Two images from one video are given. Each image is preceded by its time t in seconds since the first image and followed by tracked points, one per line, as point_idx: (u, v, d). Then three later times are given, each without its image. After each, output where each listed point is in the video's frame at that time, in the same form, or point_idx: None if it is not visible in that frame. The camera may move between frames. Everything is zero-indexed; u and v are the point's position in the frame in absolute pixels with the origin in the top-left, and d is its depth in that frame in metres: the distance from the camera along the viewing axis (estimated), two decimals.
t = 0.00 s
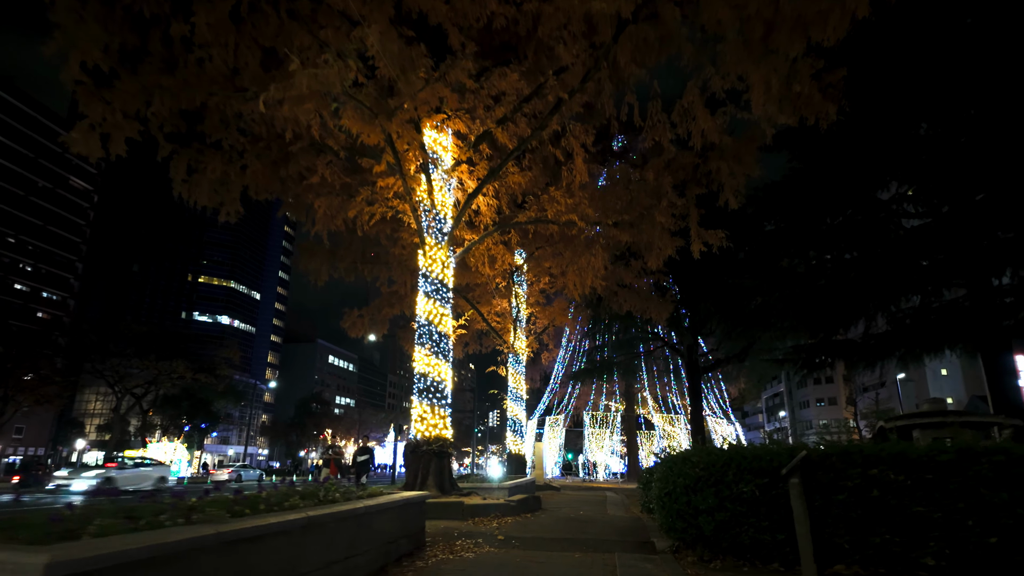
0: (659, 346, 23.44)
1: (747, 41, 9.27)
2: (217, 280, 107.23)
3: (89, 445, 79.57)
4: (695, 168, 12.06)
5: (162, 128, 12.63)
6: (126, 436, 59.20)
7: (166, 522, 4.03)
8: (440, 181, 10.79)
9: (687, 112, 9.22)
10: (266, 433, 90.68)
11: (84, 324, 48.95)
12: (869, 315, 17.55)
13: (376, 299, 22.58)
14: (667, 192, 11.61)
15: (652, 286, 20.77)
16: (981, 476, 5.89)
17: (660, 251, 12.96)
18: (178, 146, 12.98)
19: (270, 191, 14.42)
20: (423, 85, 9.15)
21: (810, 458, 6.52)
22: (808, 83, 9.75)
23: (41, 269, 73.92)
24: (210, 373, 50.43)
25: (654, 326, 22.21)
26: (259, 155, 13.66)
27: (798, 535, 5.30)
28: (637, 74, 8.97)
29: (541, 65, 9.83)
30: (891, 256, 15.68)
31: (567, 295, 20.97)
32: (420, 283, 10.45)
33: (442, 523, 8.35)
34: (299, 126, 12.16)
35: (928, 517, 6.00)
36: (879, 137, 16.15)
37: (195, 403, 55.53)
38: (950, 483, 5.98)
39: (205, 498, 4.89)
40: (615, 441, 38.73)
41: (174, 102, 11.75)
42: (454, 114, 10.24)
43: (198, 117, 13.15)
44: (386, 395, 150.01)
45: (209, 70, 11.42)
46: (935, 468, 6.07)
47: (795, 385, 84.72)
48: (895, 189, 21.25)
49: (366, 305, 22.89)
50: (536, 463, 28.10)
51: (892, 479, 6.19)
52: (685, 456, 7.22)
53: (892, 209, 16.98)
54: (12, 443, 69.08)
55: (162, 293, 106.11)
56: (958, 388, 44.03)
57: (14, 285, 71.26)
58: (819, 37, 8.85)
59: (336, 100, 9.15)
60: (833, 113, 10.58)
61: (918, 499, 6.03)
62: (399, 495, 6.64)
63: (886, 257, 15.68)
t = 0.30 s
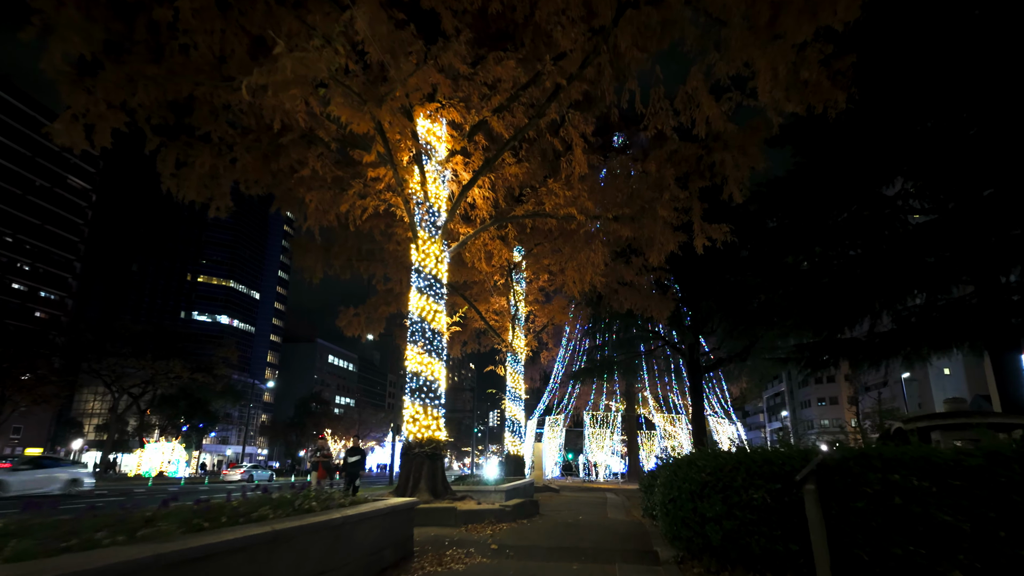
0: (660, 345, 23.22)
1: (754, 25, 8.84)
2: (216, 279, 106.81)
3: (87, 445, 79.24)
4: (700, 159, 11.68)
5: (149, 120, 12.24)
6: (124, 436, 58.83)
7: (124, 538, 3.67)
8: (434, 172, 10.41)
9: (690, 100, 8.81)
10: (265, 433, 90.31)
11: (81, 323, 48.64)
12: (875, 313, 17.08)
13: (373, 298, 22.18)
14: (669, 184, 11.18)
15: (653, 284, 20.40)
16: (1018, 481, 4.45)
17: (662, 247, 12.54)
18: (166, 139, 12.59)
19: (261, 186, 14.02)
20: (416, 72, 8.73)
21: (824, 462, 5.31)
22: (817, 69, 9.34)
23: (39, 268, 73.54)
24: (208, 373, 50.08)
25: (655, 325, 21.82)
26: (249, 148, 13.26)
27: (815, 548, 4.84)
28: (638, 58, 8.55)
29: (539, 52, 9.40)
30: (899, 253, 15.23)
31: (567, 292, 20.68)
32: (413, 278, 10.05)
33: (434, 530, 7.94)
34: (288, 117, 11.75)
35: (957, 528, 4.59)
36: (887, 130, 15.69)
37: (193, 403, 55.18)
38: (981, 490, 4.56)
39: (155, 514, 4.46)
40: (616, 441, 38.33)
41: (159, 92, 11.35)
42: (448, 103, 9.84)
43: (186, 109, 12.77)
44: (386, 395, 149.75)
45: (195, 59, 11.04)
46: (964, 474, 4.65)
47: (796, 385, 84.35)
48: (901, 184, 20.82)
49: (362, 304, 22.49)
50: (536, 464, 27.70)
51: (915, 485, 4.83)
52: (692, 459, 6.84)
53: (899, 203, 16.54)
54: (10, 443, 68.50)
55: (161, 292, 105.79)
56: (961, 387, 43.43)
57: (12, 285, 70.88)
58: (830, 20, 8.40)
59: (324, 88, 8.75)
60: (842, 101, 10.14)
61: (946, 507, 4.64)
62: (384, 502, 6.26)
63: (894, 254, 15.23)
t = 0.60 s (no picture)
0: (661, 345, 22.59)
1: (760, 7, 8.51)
2: (215, 279, 106.51)
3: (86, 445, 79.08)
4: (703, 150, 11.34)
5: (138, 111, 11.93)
6: (122, 437, 58.62)
7: (76, 544, 3.37)
8: (428, 162, 10.05)
9: (693, 85, 8.48)
10: (264, 433, 90.02)
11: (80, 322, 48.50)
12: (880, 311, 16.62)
13: (369, 295, 21.84)
14: (672, 175, 10.84)
15: (654, 281, 20.06)
16: None
17: (664, 240, 12.19)
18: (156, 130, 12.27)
19: (253, 179, 13.69)
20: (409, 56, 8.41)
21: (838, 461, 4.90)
22: (824, 54, 9.02)
23: (38, 267, 73.26)
24: (206, 372, 49.74)
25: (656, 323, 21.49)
26: (241, 139, 12.94)
27: (831, 555, 4.46)
28: (640, 41, 8.21)
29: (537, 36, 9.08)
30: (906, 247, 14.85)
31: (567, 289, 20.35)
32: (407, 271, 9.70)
33: (423, 533, 7.60)
34: (280, 106, 11.42)
35: (985, 532, 4.19)
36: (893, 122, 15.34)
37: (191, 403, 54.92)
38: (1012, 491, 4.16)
39: (110, 521, 4.14)
40: (616, 442, 37.99)
41: (148, 82, 11.04)
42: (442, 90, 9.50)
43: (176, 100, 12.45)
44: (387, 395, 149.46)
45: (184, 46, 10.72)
46: (993, 473, 4.25)
47: (797, 385, 83.97)
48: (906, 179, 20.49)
49: (358, 301, 22.18)
50: (535, 464, 27.34)
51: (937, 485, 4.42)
52: (696, 456, 6.52)
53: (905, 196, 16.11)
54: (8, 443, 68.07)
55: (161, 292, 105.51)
56: (963, 385, 41.65)
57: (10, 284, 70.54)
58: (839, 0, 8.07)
59: (314, 73, 8.43)
60: (850, 88, 9.79)
61: (972, 509, 4.24)
62: (367, 503, 5.92)
63: (901, 248, 14.86)
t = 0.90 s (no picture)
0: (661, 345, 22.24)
1: None
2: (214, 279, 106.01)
3: (84, 445, 78.70)
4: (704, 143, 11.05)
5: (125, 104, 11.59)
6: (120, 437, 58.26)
7: None
8: (419, 154, 9.70)
9: (695, 73, 8.15)
10: (263, 433, 89.70)
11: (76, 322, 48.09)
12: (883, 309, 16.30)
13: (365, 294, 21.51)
14: (672, 169, 10.53)
15: (654, 280, 19.73)
16: None
17: (664, 237, 11.86)
18: (145, 124, 11.93)
19: (244, 174, 13.36)
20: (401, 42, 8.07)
21: (851, 467, 4.54)
22: (830, 42, 8.71)
23: (35, 267, 72.70)
24: (203, 373, 49.31)
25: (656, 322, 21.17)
26: (231, 134, 12.61)
27: (846, 567, 4.13)
28: (641, 26, 7.87)
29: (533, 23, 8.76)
30: (912, 244, 14.51)
31: (566, 287, 20.02)
32: (397, 267, 9.34)
33: (411, 540, 7.29)
34: (268, 98, 11.07)
35: (1013, 543, 3.87)
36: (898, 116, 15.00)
37: (189, 403, 54.57)
38: None
39: (54, 535, 3.85)
40: (616, 443, 37.62)
41: (133, 73, 10.70)
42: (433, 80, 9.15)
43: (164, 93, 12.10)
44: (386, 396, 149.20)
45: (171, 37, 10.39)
46: (1020, 480, 3.94)
47: (798, 385, 83.62)
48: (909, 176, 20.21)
49: (354, 300, 21.83)
50: (533, 466, 26.98)
51: (960, 493, 4.08)
52: (699, 460, 6.18)
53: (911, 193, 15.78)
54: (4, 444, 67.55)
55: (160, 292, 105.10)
56: (967, 388, 42.35)
57: (7, 284, 70.02)
58: None
59: (301, 61, 8.08)
60: (856, 77, 9.48)
61: (1000, 519, 3.90)
62: (345, 510, 5.64)
63: (907, 245, 14.51)
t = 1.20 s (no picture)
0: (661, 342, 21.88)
1: None
2: (213, 278, 105.49)
3: (81, 446, 78.28)
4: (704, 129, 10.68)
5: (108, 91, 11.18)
6: (116, 437, 57.87)
7: None
8: (408, 138, 9.32)
9: (695, 51, 7.78)
10: (262, 433, 89.29)
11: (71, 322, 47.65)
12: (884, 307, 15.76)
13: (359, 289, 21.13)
14: (671, 155, 10.16)
15: (654, 274, 19.35)
16: None
17: (663, 227, 11.48)
18: (128, 112, 11.53)
19: (231, 164, 12.97)
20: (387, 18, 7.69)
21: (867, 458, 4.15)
22: (836, 19, 8.34)
23: (32, 266, 72.14)
24: (200, 372, 48.81)
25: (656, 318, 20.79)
26: (217, 121, 12.22)
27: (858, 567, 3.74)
28: None
29: None
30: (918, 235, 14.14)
31: (564, 282, 19.64)
32: (385, 255, 8.97)
33: (394, 540, 6.94)
34: (252, 83, 10.68)
35: None
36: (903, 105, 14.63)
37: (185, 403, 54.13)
38: None
39: None
40: (615, 441, 37.26)
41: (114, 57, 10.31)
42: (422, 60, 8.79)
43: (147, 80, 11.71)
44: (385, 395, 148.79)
45: (152, 18, 10.00)
46: None
47: (798, 384, 83.32)
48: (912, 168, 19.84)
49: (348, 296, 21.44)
50: (531, 465, 26.62)
51: (987, 487, 3.66)
52: (699, 453, 5.80)
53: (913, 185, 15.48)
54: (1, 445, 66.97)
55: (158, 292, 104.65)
56: (967, 385, 40.70)
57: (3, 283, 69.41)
58: None
59: (283, 38, 7.69)
60: (862, 58, 9.10)
61: None
62: (314, 508, 5.29)
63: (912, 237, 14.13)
